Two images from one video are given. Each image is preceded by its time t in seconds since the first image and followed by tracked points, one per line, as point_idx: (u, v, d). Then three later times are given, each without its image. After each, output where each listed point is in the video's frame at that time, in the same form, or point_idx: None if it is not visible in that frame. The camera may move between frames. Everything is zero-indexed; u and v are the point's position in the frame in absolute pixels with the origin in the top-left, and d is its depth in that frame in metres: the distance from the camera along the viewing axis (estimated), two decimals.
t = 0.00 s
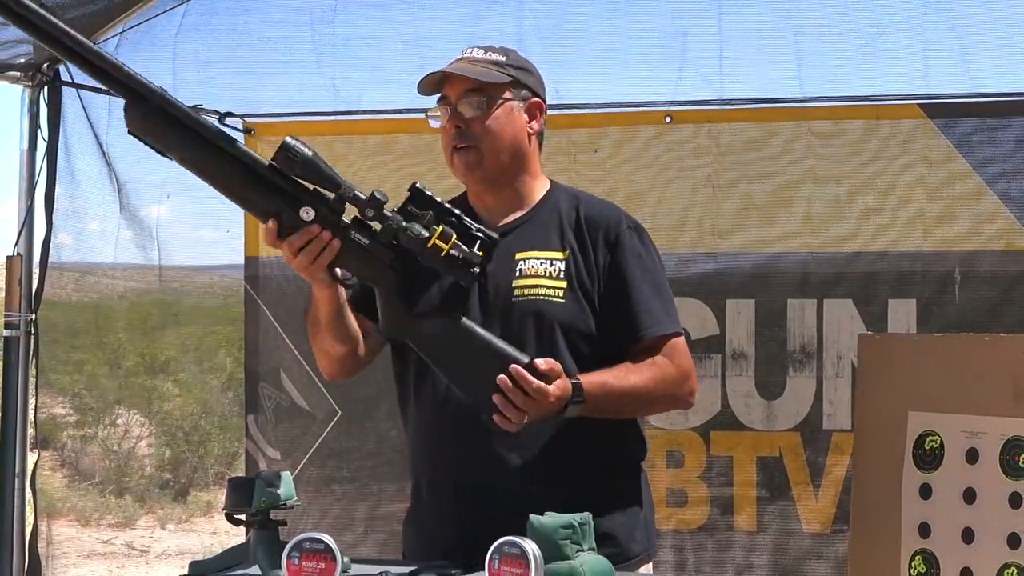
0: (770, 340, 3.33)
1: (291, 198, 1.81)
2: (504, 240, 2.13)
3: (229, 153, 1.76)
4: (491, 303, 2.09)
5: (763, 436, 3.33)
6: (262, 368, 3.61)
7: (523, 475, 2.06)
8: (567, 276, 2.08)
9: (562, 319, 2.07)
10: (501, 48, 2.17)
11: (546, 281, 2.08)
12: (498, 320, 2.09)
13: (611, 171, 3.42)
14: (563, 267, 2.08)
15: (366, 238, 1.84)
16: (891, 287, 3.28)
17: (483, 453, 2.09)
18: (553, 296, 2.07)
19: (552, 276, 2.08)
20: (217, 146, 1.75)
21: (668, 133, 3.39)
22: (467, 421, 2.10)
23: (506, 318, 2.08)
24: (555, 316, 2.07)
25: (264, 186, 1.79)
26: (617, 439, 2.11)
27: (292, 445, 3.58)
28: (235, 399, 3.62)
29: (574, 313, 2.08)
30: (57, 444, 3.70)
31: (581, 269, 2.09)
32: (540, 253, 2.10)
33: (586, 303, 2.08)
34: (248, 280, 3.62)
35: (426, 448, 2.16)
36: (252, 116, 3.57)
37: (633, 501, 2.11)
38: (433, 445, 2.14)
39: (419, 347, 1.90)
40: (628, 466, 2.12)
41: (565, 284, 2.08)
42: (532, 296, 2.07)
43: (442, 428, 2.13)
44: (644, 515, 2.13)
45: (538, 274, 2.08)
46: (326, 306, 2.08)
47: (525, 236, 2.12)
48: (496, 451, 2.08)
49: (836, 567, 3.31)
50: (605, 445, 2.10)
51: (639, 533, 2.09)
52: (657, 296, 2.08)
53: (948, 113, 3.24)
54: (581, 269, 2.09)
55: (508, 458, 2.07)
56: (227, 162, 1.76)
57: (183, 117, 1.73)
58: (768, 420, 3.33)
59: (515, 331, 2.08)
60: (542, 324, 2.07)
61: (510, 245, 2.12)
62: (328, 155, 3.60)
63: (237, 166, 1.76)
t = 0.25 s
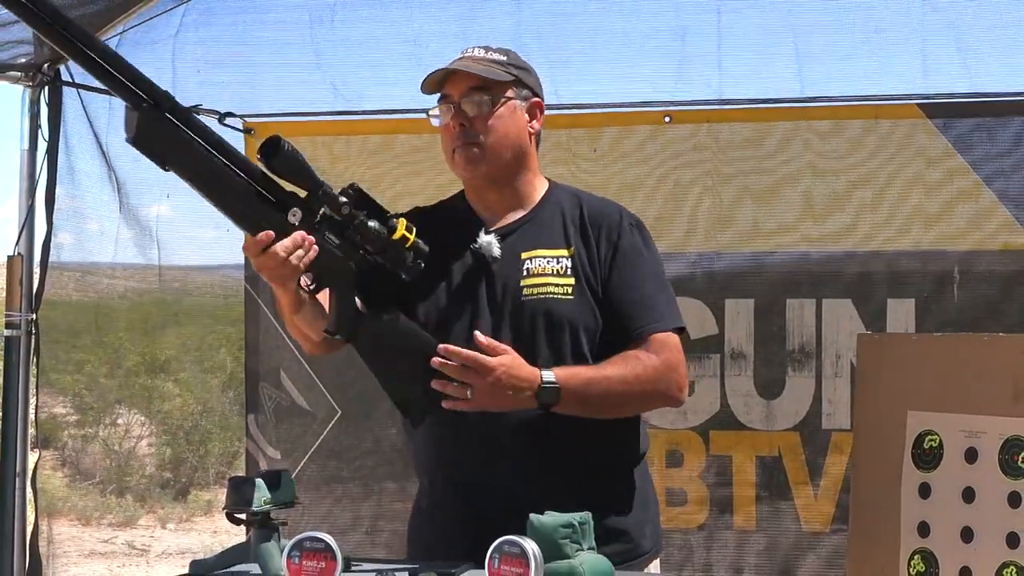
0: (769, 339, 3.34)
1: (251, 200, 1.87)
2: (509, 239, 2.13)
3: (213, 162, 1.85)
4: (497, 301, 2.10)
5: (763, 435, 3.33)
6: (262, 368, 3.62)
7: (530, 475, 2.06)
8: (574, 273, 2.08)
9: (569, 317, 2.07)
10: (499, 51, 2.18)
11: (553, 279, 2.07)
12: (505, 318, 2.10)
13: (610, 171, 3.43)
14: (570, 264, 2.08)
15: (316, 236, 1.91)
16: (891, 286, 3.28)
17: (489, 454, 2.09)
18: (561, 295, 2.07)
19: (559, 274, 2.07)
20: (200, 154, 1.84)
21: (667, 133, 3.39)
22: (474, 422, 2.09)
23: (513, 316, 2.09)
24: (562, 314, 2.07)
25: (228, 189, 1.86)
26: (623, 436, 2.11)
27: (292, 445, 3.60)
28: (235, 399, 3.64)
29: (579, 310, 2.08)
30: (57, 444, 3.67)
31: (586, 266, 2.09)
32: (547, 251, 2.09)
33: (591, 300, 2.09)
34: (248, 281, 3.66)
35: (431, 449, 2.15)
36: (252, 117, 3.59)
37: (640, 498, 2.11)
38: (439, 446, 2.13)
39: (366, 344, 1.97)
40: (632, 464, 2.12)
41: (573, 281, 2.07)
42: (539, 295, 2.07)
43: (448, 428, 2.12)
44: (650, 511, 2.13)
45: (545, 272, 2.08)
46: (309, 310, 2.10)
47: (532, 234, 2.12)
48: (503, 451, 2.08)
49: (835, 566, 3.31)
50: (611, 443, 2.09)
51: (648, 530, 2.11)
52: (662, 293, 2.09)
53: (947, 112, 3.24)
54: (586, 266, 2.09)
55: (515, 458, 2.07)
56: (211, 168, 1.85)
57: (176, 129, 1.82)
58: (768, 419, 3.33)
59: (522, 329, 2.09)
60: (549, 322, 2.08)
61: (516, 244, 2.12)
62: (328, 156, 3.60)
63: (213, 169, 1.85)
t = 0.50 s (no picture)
0: (768, 339, 3.34)
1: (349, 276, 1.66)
2: (503, 241, 2.01)
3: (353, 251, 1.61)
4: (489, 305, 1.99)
5: (762, 435, 3.34)
6: (262, 368, 3.63)
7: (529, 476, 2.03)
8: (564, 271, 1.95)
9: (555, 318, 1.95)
10: (502, 50, 2.04)
11: (543, 279, 1.96)
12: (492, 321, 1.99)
13: (610, 170, 3.43)
14: (559, 262, 1.96)
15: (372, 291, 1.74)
16: (890, 286, 3.28)
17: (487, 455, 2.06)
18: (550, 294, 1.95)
19: (548, 274, 1.96)
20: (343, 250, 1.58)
21: (666, 133, 3.40)
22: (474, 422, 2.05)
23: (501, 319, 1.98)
24: (548, 316, 1.95)
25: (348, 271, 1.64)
26: (623, 435, 2.06)
27: (292, 444, 3.61)
28: (235, 398, 3.67)
29: (563, 310, 1.95)
30: (58, 443, 3.69)
31: (574, 263, 1.96)
32: (537, 251, 1.98)
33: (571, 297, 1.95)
34: (248, 280, 3.63)
35: (429, 450, 2.12)
36: (252, 117, 3.60)
37: (640, 497, 2.08)
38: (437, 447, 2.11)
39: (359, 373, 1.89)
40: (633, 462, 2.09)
41: (562, 281, 1.95)
42: (529, 297, 1.96)
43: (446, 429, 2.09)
44: (651, 509, 2.10)
45: (535, 273, 1.96)
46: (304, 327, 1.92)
47: (524, 235, 2.00)
48: (501, 453, 2.05)
49: (834, 565, 3.31)
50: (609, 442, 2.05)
51: (650, 529, 2.08)
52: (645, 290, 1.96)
53: (946, 112, 3.24)
54: (574, 264, 1.96)
55: (513, 459, 2.04)
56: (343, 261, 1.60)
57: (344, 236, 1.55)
58: (767, 419, 3.34)
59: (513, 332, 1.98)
60: (537, 324, 1.96)
61: (509, 245, 2.00)
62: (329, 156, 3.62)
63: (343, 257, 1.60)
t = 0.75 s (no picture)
0: (766, 339, 3.34)
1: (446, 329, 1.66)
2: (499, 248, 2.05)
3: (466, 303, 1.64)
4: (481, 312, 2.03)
5: (761, 435, 3.34)
6: (262, 368, 3.64)
7: (522, 477, 2.03)
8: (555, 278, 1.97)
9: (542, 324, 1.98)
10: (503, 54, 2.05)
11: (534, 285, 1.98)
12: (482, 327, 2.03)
13: (608, 169, 3.44)
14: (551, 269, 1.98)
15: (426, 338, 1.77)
16: (889, 286, 3.28)
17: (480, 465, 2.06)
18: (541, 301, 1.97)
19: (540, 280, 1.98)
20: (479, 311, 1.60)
21: (665, 133, 3.40)
22: (475, 428, 2.06)
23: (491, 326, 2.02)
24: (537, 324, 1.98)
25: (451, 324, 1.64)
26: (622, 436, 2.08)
27: (291, 444, 3.63)
28: (235, 398, 3.65)
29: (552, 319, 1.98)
30: (58, 443, 3.66)
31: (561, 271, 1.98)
32: (530, 257, 2.01)
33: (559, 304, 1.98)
34: (248, 278, 3.64)
35: (427, 457, 2.13)
36: (251, 117, 3.60)
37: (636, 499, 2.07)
38: (434, 453, 2.11)
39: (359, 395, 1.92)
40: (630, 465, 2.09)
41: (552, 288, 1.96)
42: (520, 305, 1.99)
43: (442, 436, 2.10)
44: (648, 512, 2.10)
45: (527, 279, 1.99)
46: (361, 330, 1.97)
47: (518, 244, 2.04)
48: (495, 462, 2.05)
49: (833, 564, 3.32)
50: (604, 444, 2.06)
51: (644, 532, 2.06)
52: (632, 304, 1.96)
53: (945, 112, 3.24)
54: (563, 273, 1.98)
55: (506, 465, 2.04)
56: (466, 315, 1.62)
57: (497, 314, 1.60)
58: (766, 419, 3.34)
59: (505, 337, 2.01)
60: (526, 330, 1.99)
61: (504, 252, 2.05)
62: (329, 155, 3.61)
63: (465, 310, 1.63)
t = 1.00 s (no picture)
0: (765, 338, 3.35)
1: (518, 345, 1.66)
2: (511, 254, 2.06)
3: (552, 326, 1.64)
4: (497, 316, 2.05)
5: (759, 435, 3.34)
6: (262, 368, 3.64)
7: (530, 478, 2.04)
8: (573, 288, 2.00)
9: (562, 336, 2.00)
10: (513, 65, 2.01)
11: (552, 295, 2.01)
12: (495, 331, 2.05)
13: (608, 169, 3.44)
14: (569, 279, 2.01)
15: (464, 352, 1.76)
16: (887, 285, 3.28)
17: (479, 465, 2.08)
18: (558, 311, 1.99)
19: (557, 289, 2.01)
20: (570, 338, 1.62)
21: (663, 133, 3.40)
22: (473, 430, 2.08)
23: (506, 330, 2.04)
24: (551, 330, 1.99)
25: (529, 342, 1.65)
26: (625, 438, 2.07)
27: (291, 444, 3.62)
28: (237, 396, 3.65)
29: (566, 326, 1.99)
30: (59, 442, 3.66)
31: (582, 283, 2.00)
32: (546, 266, 2.03)
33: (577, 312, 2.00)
34: (247, 279, 3.64)
35: (431, 458, 2.16)
36: (251, 117, 3.60)
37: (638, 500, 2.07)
38: (438, 454, 2.14)
39: (367, 391, 1.88)
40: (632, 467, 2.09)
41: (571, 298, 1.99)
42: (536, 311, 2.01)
43: (445, 437, 2.12)
44: (651, 511, 2.10)
45: (545, 288, 2.02)
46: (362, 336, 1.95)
47: (533, 251, 2.05)
48: (496, 463, 2.07)
49: (832, 564, 3.32)
50: (607, 446, 2.05)
51: (647, 533, 2.07)
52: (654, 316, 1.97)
53: (944, 112, 3.24)
54: (583, 283, 2.00)
55: (506, 467, 2.06)
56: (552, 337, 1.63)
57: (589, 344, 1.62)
58: (764, 420, 3.34)
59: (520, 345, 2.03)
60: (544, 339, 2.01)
61: (516, 258, 2.05)
62: (327, 155, 3.61)
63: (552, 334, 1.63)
